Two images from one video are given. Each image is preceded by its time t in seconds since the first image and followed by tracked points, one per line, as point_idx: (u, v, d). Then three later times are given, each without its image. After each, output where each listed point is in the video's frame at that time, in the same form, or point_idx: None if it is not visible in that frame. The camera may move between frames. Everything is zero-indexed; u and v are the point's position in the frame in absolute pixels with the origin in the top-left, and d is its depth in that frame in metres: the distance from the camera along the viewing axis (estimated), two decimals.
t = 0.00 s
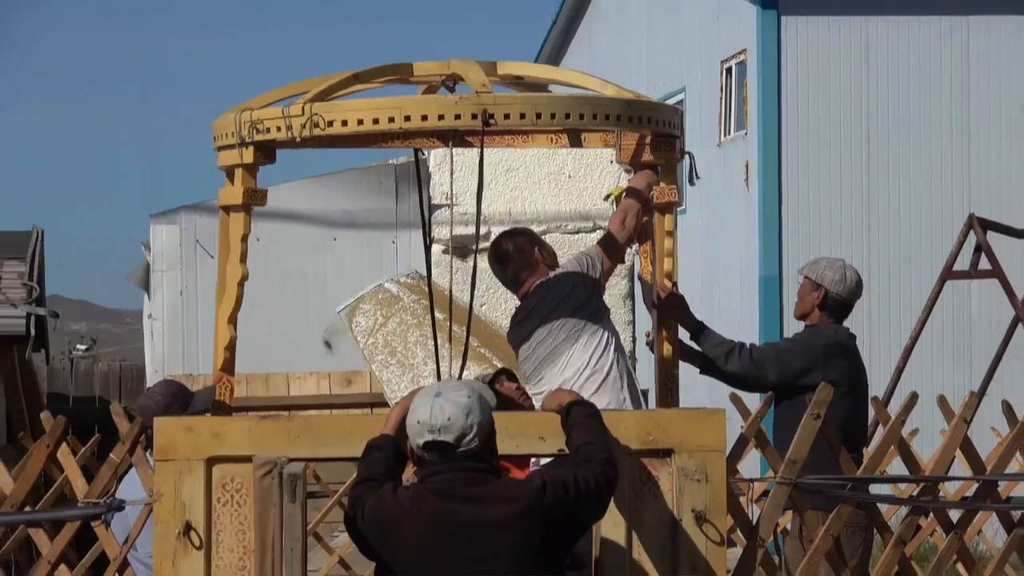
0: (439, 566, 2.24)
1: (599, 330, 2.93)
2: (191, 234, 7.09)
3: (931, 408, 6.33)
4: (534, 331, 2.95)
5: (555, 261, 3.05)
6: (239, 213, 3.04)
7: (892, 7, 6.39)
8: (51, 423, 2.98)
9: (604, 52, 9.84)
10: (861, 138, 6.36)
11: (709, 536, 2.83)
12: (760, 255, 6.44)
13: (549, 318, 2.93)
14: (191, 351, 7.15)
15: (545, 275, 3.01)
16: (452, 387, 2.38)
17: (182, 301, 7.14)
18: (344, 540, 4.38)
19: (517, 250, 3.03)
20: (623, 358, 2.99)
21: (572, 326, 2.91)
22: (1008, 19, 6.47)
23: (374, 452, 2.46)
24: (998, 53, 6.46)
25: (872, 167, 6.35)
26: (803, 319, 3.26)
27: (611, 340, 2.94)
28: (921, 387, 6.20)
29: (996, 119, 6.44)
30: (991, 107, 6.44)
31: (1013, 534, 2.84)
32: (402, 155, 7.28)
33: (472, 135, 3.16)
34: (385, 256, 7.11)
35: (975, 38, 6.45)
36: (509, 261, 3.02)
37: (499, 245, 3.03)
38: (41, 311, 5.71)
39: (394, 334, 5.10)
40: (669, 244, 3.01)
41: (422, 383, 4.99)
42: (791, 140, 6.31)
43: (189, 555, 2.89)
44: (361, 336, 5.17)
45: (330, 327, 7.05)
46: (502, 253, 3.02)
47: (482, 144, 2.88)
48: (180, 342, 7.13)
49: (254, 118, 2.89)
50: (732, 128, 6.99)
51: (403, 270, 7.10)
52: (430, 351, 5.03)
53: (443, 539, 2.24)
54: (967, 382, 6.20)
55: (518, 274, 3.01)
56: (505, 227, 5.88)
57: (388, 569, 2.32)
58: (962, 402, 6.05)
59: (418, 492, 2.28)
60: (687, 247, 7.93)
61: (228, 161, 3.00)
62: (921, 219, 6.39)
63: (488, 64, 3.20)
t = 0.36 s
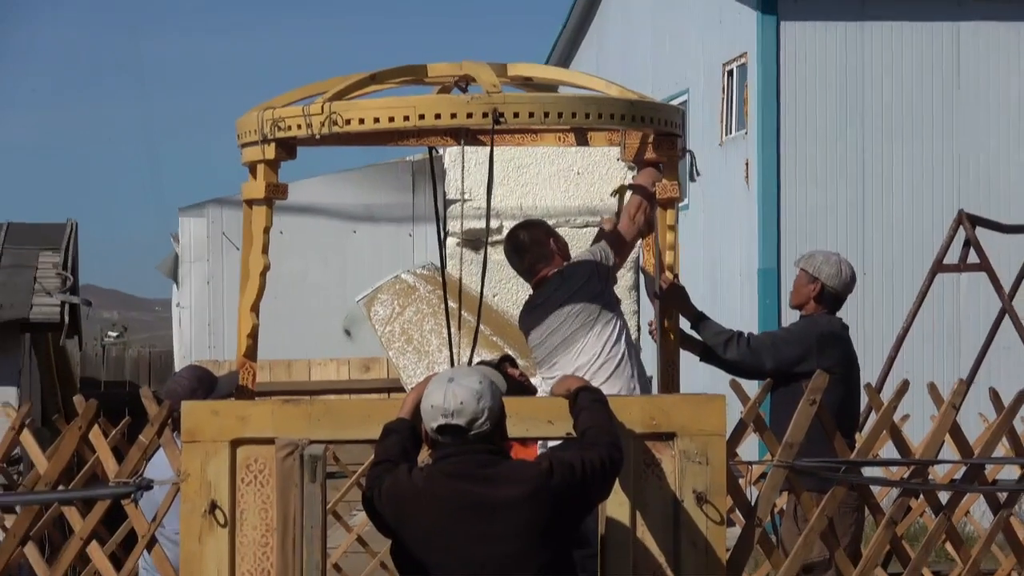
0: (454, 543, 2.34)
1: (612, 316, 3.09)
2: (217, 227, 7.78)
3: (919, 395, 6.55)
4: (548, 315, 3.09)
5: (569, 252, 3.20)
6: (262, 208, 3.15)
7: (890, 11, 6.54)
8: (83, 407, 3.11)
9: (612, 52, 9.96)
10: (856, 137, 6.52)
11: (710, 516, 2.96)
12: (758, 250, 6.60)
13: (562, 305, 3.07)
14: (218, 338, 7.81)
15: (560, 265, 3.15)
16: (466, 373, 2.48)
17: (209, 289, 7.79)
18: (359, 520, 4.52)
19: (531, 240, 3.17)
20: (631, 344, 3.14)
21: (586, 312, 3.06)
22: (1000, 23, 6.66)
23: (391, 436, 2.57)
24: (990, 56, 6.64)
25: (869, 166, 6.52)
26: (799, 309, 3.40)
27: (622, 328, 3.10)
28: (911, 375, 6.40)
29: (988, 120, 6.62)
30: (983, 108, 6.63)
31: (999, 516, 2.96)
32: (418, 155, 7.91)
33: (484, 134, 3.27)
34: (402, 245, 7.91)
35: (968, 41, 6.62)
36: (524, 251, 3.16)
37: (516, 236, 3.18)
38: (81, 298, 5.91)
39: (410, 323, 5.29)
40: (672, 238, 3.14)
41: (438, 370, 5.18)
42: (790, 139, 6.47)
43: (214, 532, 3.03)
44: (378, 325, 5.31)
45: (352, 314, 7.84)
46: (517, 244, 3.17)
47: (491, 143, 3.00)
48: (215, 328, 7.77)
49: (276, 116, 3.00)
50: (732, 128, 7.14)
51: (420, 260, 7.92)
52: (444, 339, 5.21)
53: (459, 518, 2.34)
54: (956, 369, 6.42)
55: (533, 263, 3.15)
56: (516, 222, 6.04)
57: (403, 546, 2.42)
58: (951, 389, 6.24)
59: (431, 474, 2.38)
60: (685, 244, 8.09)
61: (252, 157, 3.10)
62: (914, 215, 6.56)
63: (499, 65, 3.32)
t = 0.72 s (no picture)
0: (462, 527, 2.44)
1: (614, 307, 3.22)
2: (237, 223, 8.51)
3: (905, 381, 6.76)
4: (551, 309, 3.23)
5: (572, 245, 3.33)
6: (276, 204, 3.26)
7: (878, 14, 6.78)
8: (109, 394, 3.26)
9: (614, 51, 10.11)
10: (846, 137, 6.75)
11: (706, 497, 3.09)
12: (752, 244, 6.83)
13: (566, 296, 3.19)
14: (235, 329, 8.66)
15: (565, 258, 3.28)
16: (471, 361, 2.57)
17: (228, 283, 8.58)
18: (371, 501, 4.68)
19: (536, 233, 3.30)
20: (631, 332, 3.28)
21: (589, 303, 3.19)
22: (985, 26, 6.88)
23: (402, 421, 2.66)
24: (976, 57, 6.86)
25: (858, 162, 6.74)
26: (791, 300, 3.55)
27: (623, 318, 3.24)
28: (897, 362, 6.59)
29: (973, 120, 6.85)
30: (969, 106, 6.84)
31: (981, 497, 3.10)
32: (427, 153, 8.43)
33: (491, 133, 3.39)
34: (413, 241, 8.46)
35: (955, 43, 6.85)
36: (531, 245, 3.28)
37: (522, 229, 3.29)
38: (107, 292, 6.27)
39: (420, 314, 5.14)
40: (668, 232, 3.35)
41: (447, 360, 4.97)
42: (781, 137, 6.70)
43: (234, 513, 3.16)
44: (389, 316, 5.22)
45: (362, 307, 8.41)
46: (523, 237, 3.28)
47: (495, 142, 3.14)
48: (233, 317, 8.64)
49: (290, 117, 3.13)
50: (728, 127, 7.35)
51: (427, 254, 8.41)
52: (453, 329, 5.02)
53: (467, 501, 2.44)
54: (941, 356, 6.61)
55: (540, 256, 3.27)
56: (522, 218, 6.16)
57: (412, 525, 2.53)
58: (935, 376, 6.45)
59: (439, 457, 2.48)
60: (684, 240, 8.30)
61: (267, 156, 3.22)
62: (901, 211, 6.78)
63: (505, 68, 3.45)
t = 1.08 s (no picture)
0: (469, 506, 2.57)
1: (612, 299, 3.37)
2: (254, 219, 8.43)
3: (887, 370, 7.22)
4: (552, 300, 3.36)
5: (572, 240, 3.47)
6: (290, 200, 3.41)
7: (863, 23, 7.18)
8: (130, 381, 3.41)
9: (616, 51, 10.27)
10: (833, 137, 7.16)
11: (700, 480, 3.23)
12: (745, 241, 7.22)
13: (567, 289, 3.34)
14: (253, 317, 8.50)
15: (567, 252, 3.43)
16: (476, 350, 2.69)
17: (247, 274, 8.46)
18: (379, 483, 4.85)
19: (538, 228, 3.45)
20: (629, 322, 3.43)
21: (590, 293, 3.34)
22: (963, 34, 7.28)
23: (410, 406, 2.78)
24: (955, 63, 7.28)
25: (844, 164, 7.15)
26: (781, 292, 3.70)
27: (620, 307, 3.40)
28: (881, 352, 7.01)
29: (952, 121, 7.26)
30: (949, 111, 7.26)
31: (963, 480, 3.26)
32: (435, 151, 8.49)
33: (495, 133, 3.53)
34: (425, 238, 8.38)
35: (935, 49, 7.26)
36: (533, 240, 3.43)
37: (524, 225, 3.44)
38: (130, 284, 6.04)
39: (429, 304, 5.31)
40: (665, 228, 3.51)
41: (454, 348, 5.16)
42: (773, 140, 7.10)
43: (250, 494, 3.31)
44: (398, 306, 5.38)
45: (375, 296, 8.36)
46: (526, 232, 3.43)
47: (498, 140, 3.29)
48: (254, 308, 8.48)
49: (304, 116, 3.27)
50: (720, 130, 7.69)
51: (438, 249, 8.34)
52: (460, 319, 5.18)
53: (472, 483, 2.57)
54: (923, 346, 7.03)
55: (543, 250, 3.42)
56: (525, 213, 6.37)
57: (420, 505, 2.65)
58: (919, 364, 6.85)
59: (446, 441, 2.61)
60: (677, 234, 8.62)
61: (282, 153, 3.35)
62: (886, 207, 7.18)
63: (509, 70, 3.60)
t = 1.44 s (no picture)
0: (474, 488, 2.67)
1: (613, 289, 3.52)
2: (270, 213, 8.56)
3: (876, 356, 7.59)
4: (556, 288, 3.51)
5: (574, 234, 3.61)
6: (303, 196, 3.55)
7: (852, 26, 7.47)
8: (151, 368, 3.56)
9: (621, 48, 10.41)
10: (823, 134, 7.46)
11: (695, 463, 3.37)
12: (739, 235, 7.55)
13: (571, 279, 3.49)
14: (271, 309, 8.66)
15: (570, 244, 3.56)
16: (484, 338, 2.78)
17: (263, 266, 8.59)
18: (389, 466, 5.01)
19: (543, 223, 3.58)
20: (629, 311, 3.58)
21: (594, 284, 3.48)
22: (950, 34, 7.58)
23: (419, 392, 2.89)
24: (942, 63, 7.57)
25: (834, 160, 7.45)
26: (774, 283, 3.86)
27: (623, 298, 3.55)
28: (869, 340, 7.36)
29: (939, 118, 7.55)
30: (934, 109, 7.55)
31: (946, 463, 3.42)
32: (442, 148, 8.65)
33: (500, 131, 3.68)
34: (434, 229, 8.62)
35: (923, 50, 7.55)
36: (539, 233, 3.56)
37: (531, 218, 3.56)
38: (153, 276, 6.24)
39: (436, 295, 5.47)
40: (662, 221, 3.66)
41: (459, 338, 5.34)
42: (765, 137, 7.42)
43: (265, 477, 3.46)
44: (407, 296, 5.53)
45: (386, 288, 8.52)
46: (532, 224, 3.55)
47: (504, 139, 3.44)
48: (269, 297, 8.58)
49: (317, 116, 3.41)
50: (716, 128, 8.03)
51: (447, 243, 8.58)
52: (466, 309, 5.33)
53: (476, 467, 2.66)
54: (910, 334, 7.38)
55: (549, 241, 3.55)
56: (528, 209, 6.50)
57: (428, 487, 2.75)
58: (905, 352, 7.20)
59: (453, 426, 2.70)
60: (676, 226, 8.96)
61: (296, 151, 3.50)
62: (874, 201, 7.48)
63: (513, 71, 3.75)
